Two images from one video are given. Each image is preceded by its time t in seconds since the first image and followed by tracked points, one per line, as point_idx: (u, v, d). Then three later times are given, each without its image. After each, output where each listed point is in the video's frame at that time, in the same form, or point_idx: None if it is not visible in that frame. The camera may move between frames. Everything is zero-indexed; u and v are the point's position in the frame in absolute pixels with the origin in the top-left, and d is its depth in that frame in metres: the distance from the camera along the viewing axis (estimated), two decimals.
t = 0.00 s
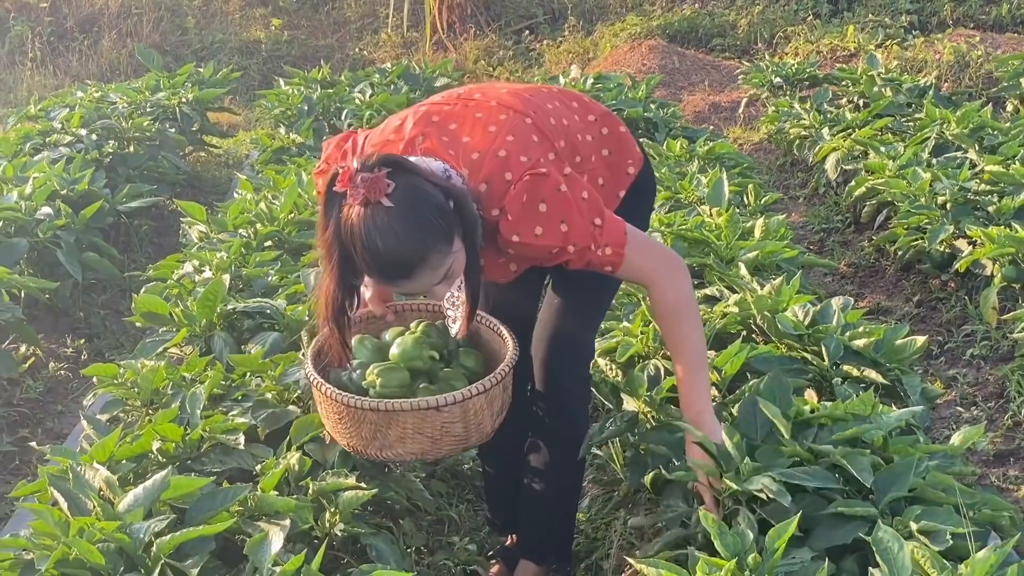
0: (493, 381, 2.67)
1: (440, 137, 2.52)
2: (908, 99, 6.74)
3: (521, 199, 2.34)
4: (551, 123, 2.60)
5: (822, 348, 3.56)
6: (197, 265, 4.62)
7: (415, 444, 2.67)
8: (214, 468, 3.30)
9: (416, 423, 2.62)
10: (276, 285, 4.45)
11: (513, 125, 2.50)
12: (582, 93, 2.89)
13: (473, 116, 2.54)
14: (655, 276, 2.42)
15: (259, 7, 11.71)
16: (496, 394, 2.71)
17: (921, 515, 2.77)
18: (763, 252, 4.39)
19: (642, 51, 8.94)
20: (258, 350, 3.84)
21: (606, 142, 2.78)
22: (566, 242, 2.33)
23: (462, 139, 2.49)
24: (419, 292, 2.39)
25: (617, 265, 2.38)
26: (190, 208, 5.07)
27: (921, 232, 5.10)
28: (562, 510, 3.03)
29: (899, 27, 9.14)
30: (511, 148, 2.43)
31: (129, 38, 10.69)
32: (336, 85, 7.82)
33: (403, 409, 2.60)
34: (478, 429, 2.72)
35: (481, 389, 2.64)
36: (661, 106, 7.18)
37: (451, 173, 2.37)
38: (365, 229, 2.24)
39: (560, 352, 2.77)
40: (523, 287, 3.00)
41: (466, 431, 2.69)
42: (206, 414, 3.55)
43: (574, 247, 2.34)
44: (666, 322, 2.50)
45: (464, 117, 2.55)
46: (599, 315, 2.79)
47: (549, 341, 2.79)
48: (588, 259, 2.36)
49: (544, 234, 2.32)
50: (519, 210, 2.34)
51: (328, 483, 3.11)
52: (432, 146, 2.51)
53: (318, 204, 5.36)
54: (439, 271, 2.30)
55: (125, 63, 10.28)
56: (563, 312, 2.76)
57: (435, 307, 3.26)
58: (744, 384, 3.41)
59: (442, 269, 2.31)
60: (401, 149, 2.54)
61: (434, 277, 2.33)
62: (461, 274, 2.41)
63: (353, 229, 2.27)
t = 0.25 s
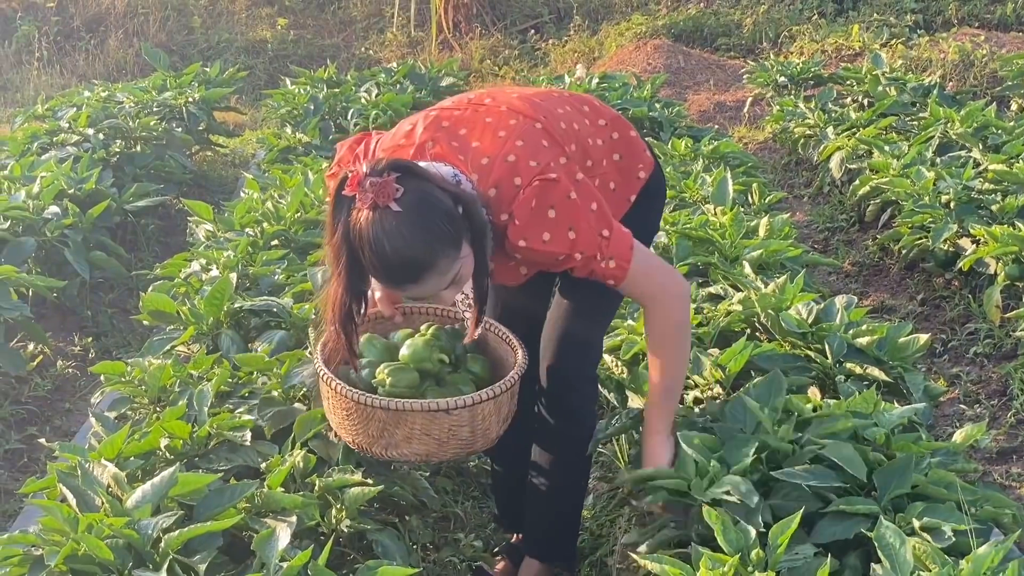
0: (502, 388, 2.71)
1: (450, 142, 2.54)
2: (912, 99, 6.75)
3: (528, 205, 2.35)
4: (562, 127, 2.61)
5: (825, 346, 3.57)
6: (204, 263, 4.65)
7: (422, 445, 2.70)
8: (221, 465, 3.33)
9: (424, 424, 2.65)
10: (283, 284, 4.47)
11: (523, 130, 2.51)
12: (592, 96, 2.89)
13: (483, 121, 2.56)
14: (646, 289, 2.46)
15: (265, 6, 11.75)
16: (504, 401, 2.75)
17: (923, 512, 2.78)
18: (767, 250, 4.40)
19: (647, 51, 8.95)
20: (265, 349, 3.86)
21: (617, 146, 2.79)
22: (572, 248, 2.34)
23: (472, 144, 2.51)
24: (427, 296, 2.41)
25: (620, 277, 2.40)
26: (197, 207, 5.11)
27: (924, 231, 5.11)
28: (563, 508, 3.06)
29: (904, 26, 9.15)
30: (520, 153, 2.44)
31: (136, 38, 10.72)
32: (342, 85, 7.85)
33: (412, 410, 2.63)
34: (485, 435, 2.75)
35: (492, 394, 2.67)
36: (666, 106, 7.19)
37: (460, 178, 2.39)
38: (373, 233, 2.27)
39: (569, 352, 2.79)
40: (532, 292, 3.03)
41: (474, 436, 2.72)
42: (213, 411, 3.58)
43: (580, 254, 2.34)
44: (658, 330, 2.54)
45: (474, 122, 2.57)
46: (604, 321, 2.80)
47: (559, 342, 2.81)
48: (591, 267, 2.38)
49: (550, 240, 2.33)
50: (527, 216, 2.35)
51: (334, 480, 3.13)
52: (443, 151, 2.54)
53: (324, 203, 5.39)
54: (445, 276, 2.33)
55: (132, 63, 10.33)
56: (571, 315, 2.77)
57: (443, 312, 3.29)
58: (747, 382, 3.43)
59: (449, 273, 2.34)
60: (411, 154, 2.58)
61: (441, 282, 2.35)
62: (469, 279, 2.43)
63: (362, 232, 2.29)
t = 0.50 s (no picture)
0: (511, 392, 2.75)
1: (473, 153, 2.53)
2: (919, 96, 6.78)
3: (540, 228, 2.38)
4: (580, 145, 2.66)
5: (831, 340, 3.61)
6: (215, 260, 4.70)
7: (429, 446, 2.74)
8: (233, 458, 3.37)
9: (433, 424, 2.69)
10: (293, 280, 4.52)
11: (544, 149, 2.54)
12: (606, 103, 2.92)
13: (506, 133, 2.57)
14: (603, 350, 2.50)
15: (274, 5, 11.81)
16: (511, 405, 2.78)
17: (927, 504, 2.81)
18: (774, 246, 4.43)
19: (654, 48, 8.98)
20: (276, 343, 3.91)
21: (629, 155, 2.84)
22: (563, 280, 2.37)
23: (494, 157, 2.51)
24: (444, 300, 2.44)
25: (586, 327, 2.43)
26: (209, 204, 5.16)
27: (930, 227, 5.14)
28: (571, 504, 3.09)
29: (911, 23, 9.17)
30: (541, 172, 2.46)
31: (145, 37, 10.78)
32: (351, 83, 7.89)
33: (421, 410, 2.67)
34: (492, 437, 2.78)
35: (501, 398, 2.72)
36: (674, 103, 7.22)
37: (484, 189, 2.40)
38: (393, 233, 2.30)
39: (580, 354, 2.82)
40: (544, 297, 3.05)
41: (481, 438, 2.75)
42: (226, 405, 3.62)
43: (566, 290, 2.38)
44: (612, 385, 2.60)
45: (497, 134, 2.57)
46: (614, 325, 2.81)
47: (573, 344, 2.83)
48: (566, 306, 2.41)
49: (548, 267, 2.37)
50: (535, 239, 2.38)
51: (345, 472, 3.18)
52: (465, 161, 2.52)
53: (333, 200, 5.44)
54: (463, 280, 2.36)
55: (142, 61, 10.39)
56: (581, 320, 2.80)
57: (453, 312, 3.32)
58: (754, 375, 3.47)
59: (467, 278, 2.37)
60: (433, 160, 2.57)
61: (457, 287, 2.38)
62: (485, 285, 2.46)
63: (382, 233, 2.33)
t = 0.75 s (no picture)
0: (521, 386, 2.79)
1: (482, 144, 2.60)
2: (923, 92, 6.82)
3: (551, 212, 2.44)
4: (588, 135, 2.71)
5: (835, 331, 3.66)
6: (226, 254, 4.77)
7: (441, 440, 2.79)
8: (247, 446, 3.43)
9: (444, 420, 2.74)
10: (304, 273, 4.59)
11: (552, 136, 2.60)
12: (612, 98, 2.98)
13: (514, 124, 2.63)
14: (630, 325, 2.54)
15: (282, 4, 11.88)
16: (522, 399, 2.83)
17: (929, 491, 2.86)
18: (778, 240, 4.49)
19: (660, 46, 9.03)
20: (287, 335, 3.97)
21: (636, 148, 2.90)
22: (580, 262, 2.42)
23: (503, 147, 2.57)
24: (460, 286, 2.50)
25: (610, 303, 2.47)
26: (220, 200, 5.23)
27: (933, 222, 5.19)
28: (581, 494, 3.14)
29: (916, 21, 9.20)
30: (550, 159, 2.52)
31: (154, 36, 10.85)
32: (359, 80, 7.96)
33: (432, 406, 2.72)
34: (504, 430, 2.83)
35: (510, 392, 2.76)
36: (679, 100, 7.28)
37: (495, 178, 2.46)
38: (408, 220, 2.35)
39: (589, 343, 2.87)
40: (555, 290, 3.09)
41: (493, 432, 2.80)
42: (239, 395, 3.68)
43: (584, 271, 2.43)
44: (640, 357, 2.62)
45: (504, 125, 2.64)
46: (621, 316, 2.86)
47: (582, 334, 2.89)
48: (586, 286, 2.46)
49: (562, 250, 2.43)
50: (547, 222, 2.44)
51: (357, 460, 3.24)
52: (475, 152, 2.58)
53: (343, 196, 5.51)
54: (479, 264, 2.41)
55: (151, 60, 10.47)
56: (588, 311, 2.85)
57: (466, 304, 3.37)
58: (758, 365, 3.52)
59: (483, 262, 2.42)
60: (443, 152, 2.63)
61: (471, 272, 2.43)
62: (500, 270, 2.51)
63: (397, 220, 2.38)
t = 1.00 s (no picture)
0: (536, 372, 2.88)
1: (487, 137, 2.72)
2: (927, 89, 6.89)
3: (560, 193, 2.54)
4: (593, 125, 2.78)
5: (836, 321, 3.74)
6: (240, 248, 4.86)
7: (460, 427, 2.87)
8: (262, 434, 3.52)
9: (462, 407, 2.82)
10: (315, 267, 4.68)
11: (556, 124, 2.67)
12: (618, 92, 3.05)
13: (518, 117, 2.73)
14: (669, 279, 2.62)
15: (291, 3, 11.98)
16: (537, 384, 2.91)
17: (924, 475, 2.94)
18: (781, 234, 4.56)
19: (666, 44, 9.09)
20: (300, 327, 4.05)
21: (641, 141, 2.97)
22: (602, 232, 2.52)
23: (508, 138, 2.68)
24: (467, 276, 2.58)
25: (645, 260, 2.56)
26: (233, 196, 5.32)
27: (936, 216, 5.25)
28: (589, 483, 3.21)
29: (921, 18, 9.26)
30: (556, 146, 2.60)
31: (165, 35, 10.96)
32: (368, 78, 8.05)
33: (451, 393, 2.81)
34: (520, 416, 2.92)
35: (525, 378, 2.85)
36: (685, 97, 7.35)
37: (499, 168, 2.55)
38: (415, 213, 2.43)
39: (598, 332, 2.95)
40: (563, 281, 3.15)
41: (509, 417, 2.89)
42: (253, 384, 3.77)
43: (609, 238, 2.52)
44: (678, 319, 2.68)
45: (509, 117, 2.74)
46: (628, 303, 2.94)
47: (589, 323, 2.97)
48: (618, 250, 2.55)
49: (582, 225, 2.52)
50: (559, 203, 2.54)
51: (369, 447, 3.31)
52: (481, 145, 2.70)
53: (353, 192, 5.60)
54: (484, 255, 2.49)
55: (162, 59, 10.58)
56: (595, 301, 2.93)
57: (478, 297, 3.44)
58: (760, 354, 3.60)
59: (489, 252, 2.50)
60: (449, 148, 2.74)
61: (480, 262, 2.51)
62: (506, 259, 2.60)
63: (404, 214, 2.45)
